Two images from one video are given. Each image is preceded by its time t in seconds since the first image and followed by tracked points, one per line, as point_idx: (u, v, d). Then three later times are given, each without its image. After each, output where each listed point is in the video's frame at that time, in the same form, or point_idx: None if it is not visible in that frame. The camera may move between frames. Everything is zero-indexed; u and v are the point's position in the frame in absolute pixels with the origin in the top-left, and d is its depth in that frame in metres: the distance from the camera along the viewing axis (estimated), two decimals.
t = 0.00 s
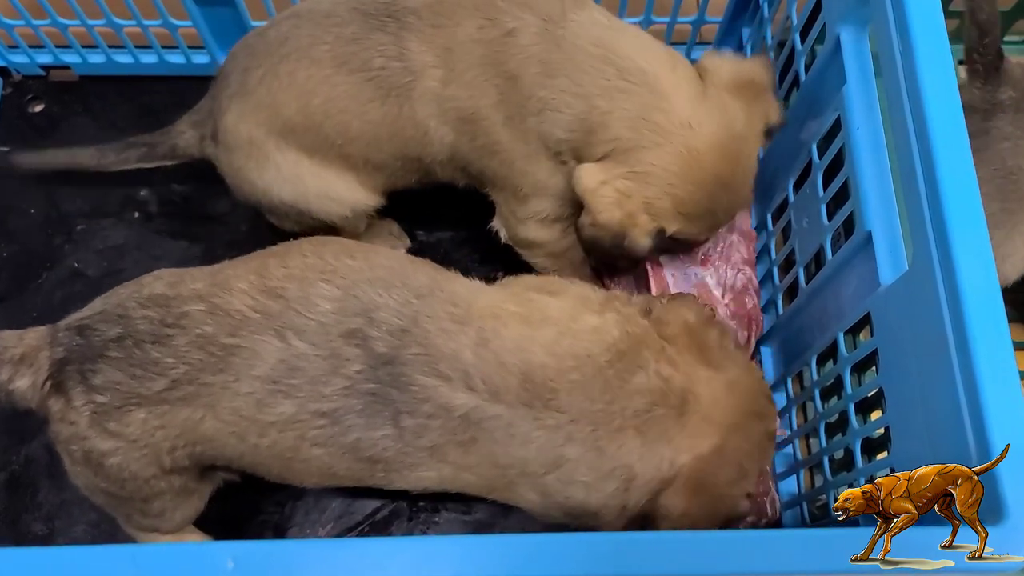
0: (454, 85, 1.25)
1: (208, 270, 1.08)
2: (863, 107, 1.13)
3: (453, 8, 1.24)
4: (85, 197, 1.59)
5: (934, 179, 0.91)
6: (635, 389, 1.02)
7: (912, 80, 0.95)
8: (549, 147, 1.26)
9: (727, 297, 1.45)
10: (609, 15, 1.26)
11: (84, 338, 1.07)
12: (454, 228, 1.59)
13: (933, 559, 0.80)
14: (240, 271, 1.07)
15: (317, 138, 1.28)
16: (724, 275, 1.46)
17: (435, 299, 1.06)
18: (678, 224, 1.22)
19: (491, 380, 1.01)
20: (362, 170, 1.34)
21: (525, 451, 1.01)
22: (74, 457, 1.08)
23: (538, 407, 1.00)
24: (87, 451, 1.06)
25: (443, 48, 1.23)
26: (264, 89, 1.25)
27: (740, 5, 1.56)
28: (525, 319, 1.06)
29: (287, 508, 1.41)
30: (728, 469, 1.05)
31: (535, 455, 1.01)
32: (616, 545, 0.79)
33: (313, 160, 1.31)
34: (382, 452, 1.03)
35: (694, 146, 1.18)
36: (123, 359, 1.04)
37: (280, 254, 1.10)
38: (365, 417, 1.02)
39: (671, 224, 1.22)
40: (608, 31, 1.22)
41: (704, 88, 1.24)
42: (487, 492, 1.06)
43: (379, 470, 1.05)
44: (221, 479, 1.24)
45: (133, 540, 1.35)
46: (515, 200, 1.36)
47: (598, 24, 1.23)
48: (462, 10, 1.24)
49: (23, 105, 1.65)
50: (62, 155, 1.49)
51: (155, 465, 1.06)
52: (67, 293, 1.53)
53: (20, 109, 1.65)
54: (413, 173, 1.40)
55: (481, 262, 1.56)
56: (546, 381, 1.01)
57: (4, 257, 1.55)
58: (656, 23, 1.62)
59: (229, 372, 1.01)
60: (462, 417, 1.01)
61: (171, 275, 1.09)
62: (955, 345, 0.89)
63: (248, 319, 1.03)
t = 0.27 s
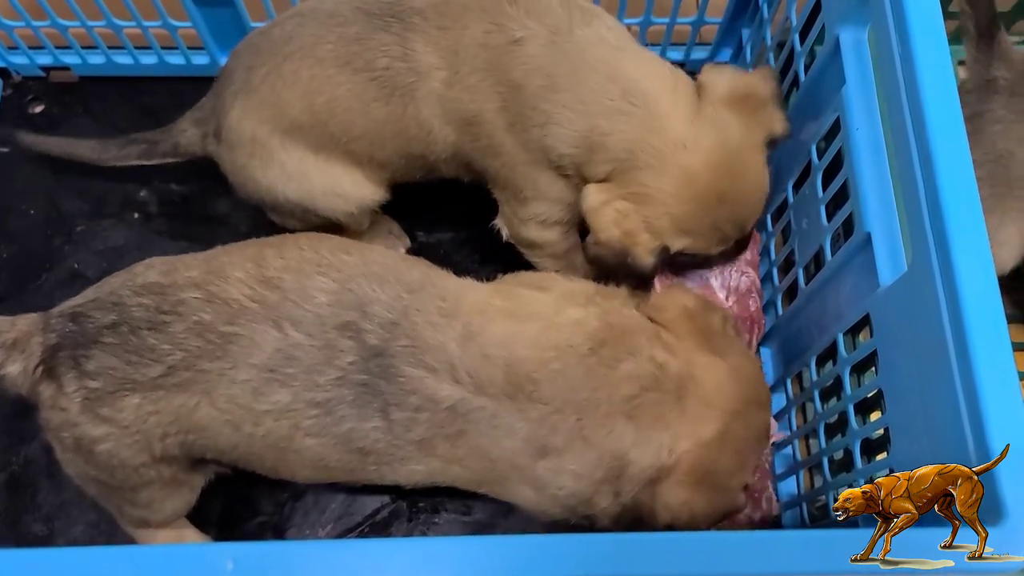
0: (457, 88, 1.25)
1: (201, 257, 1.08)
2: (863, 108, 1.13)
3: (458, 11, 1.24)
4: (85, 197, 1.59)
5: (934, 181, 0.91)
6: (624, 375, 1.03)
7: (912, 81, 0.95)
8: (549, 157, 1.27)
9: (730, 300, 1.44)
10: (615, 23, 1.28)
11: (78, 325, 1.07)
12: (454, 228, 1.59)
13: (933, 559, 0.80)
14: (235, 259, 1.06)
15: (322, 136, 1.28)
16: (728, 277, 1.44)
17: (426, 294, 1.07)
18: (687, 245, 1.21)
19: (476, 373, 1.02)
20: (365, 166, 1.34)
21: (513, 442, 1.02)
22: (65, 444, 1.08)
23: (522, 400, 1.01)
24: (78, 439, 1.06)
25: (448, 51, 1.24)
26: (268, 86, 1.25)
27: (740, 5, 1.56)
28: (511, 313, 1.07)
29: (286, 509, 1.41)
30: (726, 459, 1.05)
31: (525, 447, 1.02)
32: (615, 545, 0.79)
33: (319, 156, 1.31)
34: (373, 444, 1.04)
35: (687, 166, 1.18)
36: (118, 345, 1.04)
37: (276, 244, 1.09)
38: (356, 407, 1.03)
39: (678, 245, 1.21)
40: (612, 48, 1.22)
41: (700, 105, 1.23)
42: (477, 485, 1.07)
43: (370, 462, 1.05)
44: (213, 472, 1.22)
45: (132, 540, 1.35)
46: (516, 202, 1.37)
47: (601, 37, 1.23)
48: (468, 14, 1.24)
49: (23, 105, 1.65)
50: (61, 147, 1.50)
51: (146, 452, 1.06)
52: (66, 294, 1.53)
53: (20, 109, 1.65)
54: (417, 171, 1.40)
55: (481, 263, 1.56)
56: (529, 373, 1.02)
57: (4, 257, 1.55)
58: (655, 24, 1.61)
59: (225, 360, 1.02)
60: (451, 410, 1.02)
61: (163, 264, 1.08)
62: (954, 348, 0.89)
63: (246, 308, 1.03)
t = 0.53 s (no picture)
0: (457, 87, 1.25)
1: (210, 270, 1.09)
2: (863, 111, 1.14)
3: (460, 11, 1.24)
4: (89, 200, 1.60)
5: (934, 185, 0.91)
6: (622, 377, 0.99)
7: (913, 85, 0.95)
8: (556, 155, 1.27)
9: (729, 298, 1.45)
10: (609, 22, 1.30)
11: (92, 329, 1.08)
12: (457, 231, 1.59)
13: (933, 559, 0.80)
14: (236, 274, 1.07)
15: (318, 138, 1.29)
16: (726, 276, 1.47)
17: (420, 302, 1.06)
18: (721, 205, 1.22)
19: (466, 381, 1.00)
20: (362, 168, 1.35)
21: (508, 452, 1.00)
22: (72, 444, 1.09)
23: (512, 406, 0.99)
24: (84, 440, 1.08)
25: (448, 53, 1.23)
26: (263, 90, 1.26)
27: (742, 9, 1.57)
28: (505, 319, 1.05)
29: (290, 511, 1.41)
30: (751, 457, 1.00)
31: (520, 456, 1.00)
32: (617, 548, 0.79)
33: (315, 160, 1.32)
34: (368, 459, 1.03)
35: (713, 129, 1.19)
36: (125, 355, 1.05)
37: (278, 259, 1.10)
38: (347, 424, 1.02)
39: (714, 208, 1.22)
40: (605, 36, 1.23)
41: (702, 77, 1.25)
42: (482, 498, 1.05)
43: (368, 478, 1.05)
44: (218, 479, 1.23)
45: (138, 542, 1.36)
46: (515, 205, 1.37)
47: (596, 27, 1.24)
48: (468, 15, 1.24)
49: (28, 109, 1.66)
50: (72, 160, 1.50)
51: (150, 460, 1.07)
52: (73, 295, 1.54)
53: (25, 113, 1.66)
54: (413, 172, 1.41)
55: (484, 265, 1.57)
56: (517, 378, 1.00)
57: (9, 260, 1.56)
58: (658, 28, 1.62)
59: (220, 378, 1.02)
60: (442, 422, 1.00)
61: (176, 275, 1.10)
62: (955, 350, 0.89)
63: (239, 325, 1.03)
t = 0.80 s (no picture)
0: (462, 102, 1.25)
1: (211, 274, 1.09)
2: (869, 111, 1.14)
3: (464, 25, 1.23)
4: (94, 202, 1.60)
5: (940, 185, 0.91)
6: (634, 401, 1.02)
7: (919, 85, 0.95)
8: (568, 180, 1.28)
9: (741, 303, 1.45)
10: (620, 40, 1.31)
11: (89, 332, 1.08)
12: (460, 232, 1.60)
13: (933, 559, 0.80)
14: (240, 280, 1.06)
15: (315, 151, 1.29)
16: (738, 281, 1.47)
17: (430, 315, 1.05)
18: (721, 225, 1.24)
19: (482, 397, 1.01)
20: (360, 179, 1.34)
21: (523, 463, 1.01)
22: (69, 446, 1.08)
23: (531, 422, 1.01)
24: (82, 443, 1.07)
25: (452, 67, 1.23)
26: (262, 103, 1.26)
27: (746, 10, 1.57)
28: (519, 333, 1.06)
29: (295, 511, 1.42)
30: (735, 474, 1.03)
31: (532, 468, 1.01)
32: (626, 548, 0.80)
33: (314, 173, 1.32)
34: (374, 465, 1.03)
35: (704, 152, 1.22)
36: (123, 358, 1.05)
37: (280, 265, 1.09)
38: (356, 432, 1.02)
39: (716, 228, 1.24)
40: (615, 64, 1.24)
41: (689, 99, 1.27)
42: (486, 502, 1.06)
43: (370, 481, 1.05)
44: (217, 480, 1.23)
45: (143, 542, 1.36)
46: (518, 216, 1.38)
47: (605, 52, 1.25)
48: (473, 31, 1.23)
49: (34, 110, 1.66)
50: (82, 182, 1.52)
51: (148, 463, 1.07)
52: (77, 299, 1.54)
53: (31, 114, 1.66)
54: (413, 181, 1.39)
55: (488, 267, 1.57)
56: (539, 397, 1.01)
57: (15, 261, 1.56)
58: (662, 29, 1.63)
59: (223, 384, 1.02)
60: (456, 433, 1.01)
61: (176, 276, 1.09)
62: (961, 350, 0.90)
63: (246, 331, 1.02)
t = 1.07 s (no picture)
0: (457, 94, 1.25)
1: (182, 261, 1.08)
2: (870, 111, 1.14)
3: (460, 20, 1.24)
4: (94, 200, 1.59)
5: (941, 185, 0.91)
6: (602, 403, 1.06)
7: (920, 84, 0.95)
8: (559, 176, 1.27)
9: (738, 300, 1.47)
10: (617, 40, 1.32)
11: (57, 324, 1.06)
12: (461, 231, 1.59)
13: (933, 559, 0.80)
14: (214, 263, 1.06)
15: (308, 138, 1.28)
16: (736, 278, 1.48)
17: (408, 300, 1.07)
18: (709, 215, 1.24)
19: (463, 377, 1.03)
20: (355, 166, 1.34)
21: (493, 448, 1.03)
22: (40, 442, 1.07)
23: (507, 405, 1.03)
24: (52, 437, 1.05)
25: (448, 59, 1.23)
26: (256, 93, 1.26)
27: (747, 9, 1.57)
28: (500, 321, 1.09)
29: (295, 510, 1.42)
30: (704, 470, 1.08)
31: (503, 452, 1.03)
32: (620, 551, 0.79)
33: (308, 161, 1.32)
34: (351, 447, 1.03)
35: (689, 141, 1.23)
36: (94, 345, 1.04)
37: (256, 249, 1.09)
38: (334, 410, 1.03)
39: (703, 217, 1.24)
40: (610, 59, 1.25)
41: (677, 92, 1.28)
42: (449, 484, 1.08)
43: (345, 466, 1.05)
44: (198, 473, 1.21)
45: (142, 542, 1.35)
46: (512, 212, 1.38)
47: (601, 49, 1.26)
48: (470, 24, 1.24)
49: (34, 109, 1.66)
50: (83, 182, 1.52)
51: (116, 454, 1.05)
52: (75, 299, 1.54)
53: (30, 113, 1.66)
54: (406, 169, 1.39)
55: (488, 266, 1.57)
56: (516, 383, 1.04)
57: (15, 260, 1.56)
58: (663, 28, 1.62)
59: (201, 361, 1.01)
60: (433, 411, 1.03)
61: (145, 267, 1.08)
62: (962, 349, 0.90)
63: (222, 311, 1.03)
